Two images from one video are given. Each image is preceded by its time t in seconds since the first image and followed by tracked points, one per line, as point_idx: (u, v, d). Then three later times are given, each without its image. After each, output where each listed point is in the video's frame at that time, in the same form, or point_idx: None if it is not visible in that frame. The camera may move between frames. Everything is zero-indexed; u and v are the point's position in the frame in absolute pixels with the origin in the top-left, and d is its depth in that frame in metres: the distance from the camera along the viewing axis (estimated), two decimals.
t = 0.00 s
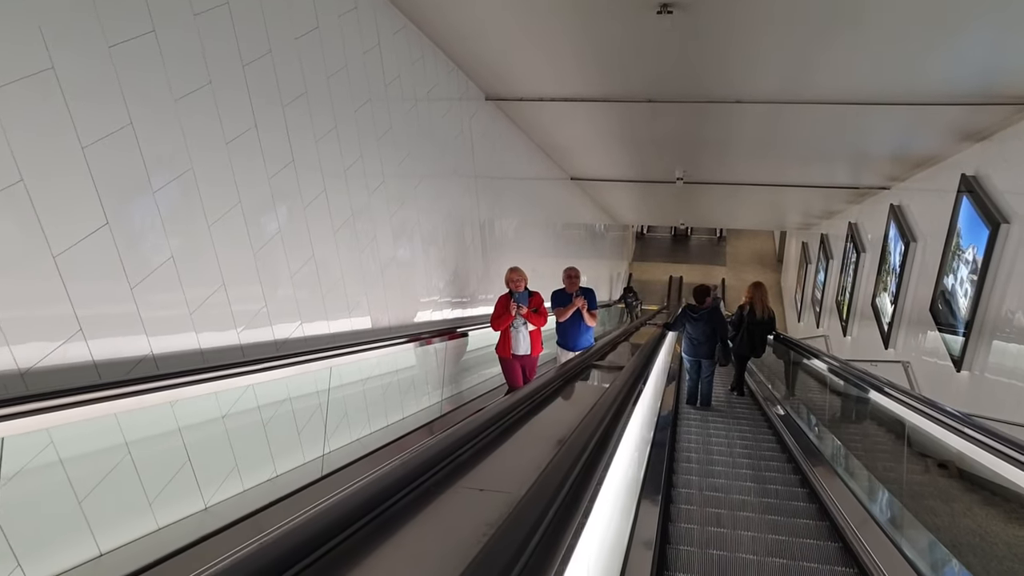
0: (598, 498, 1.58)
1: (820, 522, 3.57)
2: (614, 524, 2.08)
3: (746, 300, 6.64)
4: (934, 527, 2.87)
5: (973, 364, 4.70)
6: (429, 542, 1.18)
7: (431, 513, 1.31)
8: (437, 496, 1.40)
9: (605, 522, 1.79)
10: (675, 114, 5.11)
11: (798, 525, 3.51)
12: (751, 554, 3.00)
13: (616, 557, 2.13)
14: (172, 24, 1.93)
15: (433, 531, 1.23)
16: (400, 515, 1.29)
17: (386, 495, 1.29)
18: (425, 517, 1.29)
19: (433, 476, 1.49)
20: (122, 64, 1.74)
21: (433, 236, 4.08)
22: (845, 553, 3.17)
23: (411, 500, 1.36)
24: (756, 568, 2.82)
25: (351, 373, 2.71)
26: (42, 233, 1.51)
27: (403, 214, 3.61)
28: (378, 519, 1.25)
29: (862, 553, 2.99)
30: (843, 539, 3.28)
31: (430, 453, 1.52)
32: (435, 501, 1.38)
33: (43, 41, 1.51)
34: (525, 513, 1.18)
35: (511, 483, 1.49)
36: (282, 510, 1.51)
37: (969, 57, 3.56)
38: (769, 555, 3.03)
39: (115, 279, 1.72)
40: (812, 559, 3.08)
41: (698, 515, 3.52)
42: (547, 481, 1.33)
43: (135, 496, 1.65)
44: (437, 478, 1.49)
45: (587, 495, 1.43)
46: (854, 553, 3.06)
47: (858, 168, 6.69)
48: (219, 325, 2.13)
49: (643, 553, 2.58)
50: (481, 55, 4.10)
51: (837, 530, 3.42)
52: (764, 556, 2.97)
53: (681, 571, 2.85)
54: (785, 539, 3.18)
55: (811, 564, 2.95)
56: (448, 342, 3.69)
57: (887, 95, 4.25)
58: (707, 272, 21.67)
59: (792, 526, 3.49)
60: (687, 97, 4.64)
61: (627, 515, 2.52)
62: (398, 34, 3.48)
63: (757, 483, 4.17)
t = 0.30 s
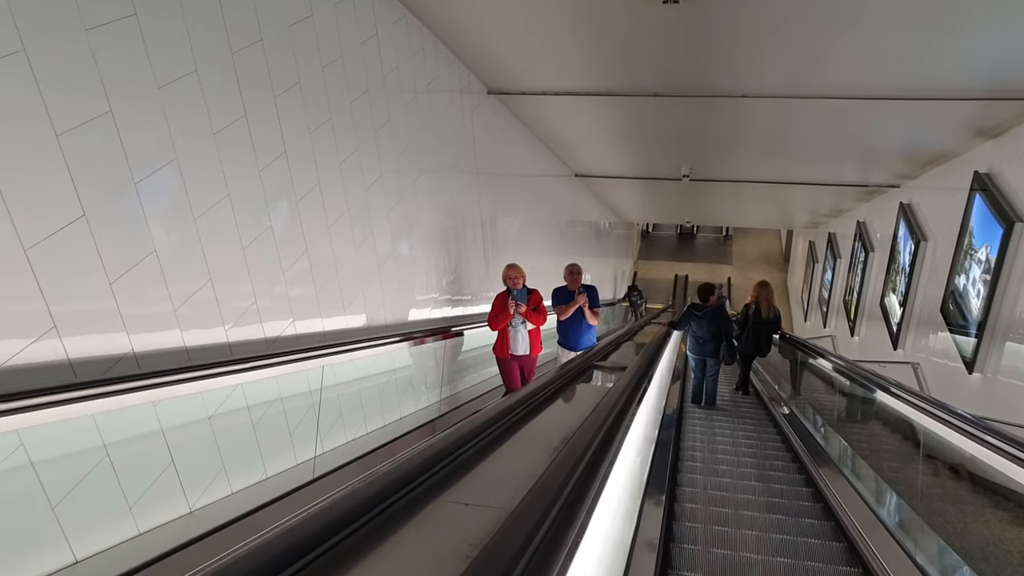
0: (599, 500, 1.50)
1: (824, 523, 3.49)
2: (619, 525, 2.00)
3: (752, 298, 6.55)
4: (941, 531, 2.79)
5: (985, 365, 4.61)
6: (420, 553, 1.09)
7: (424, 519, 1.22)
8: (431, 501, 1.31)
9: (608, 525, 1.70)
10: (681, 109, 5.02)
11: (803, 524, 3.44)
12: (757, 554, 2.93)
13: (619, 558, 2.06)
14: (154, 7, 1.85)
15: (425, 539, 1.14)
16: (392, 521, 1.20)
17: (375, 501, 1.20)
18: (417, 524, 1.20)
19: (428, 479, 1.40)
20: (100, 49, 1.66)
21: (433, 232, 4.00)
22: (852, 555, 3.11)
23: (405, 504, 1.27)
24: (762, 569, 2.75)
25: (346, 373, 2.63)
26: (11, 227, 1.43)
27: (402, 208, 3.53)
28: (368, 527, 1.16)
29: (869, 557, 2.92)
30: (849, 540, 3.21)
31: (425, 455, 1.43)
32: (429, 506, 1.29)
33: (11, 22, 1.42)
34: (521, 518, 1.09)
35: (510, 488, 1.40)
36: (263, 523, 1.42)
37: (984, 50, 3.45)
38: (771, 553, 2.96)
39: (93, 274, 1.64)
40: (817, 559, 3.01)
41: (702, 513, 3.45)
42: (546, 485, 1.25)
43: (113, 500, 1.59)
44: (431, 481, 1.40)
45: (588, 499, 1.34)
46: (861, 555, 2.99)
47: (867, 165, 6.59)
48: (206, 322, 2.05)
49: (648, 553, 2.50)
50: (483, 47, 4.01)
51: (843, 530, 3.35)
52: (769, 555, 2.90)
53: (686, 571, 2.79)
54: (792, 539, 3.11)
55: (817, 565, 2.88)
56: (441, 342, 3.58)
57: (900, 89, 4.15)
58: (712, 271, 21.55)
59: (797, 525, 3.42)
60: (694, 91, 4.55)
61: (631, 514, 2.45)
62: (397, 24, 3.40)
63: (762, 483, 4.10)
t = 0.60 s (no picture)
0: (603, 500, 1.42)
1: (831, 523, 3.42)
2: (623, 523, 1.94)
3: (761, 297, 6.46)
4: (950, 534, 2.71)
5: (1002, 369, 4.50)
6: (404, 564, 1.02)
7: (413, 526, 1.15)
8: (420, 506, 1.24)
9: (612, 524, 1.63)
10: (692, 102, 4.92)
11: (809, 524, 3.37)
12: (764, 553, 2.87)
13: (626, 554, 2.00)
14: None
15: (409, 549, 1.06)
16: (379, 528, 1.13)
17: (361, 505, 1.13)
18: (404, 532, 1.12)
19: (419, 482, 1.33)
20: (81, 27, 1.58)
21: (435, 225, 3.93)
22: (859, 558, 3.03)
23: (393, 509, 1.20)
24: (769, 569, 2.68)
25: (343, 368, 2.57)
26: None
27: (403, 200, 3.46)
28: (352, 535, 1.09)
29: (877, 561, 2.84)
30: (856, 541, 3.14)
31: (417, 456, 1.36)
32: (419, 511, 1.21)
33: None
34: (517, 522, 1.02)
35: (507, 492, 1.33)
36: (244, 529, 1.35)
37: (1006, 44, 3.35)
38: (777, 553, 2.89)
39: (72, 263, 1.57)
40: (821, 560, 2.95)
41: (707, 510, 3.38)
42: (546, 487, 1.17)
43: (94, 496, 1.53)
44: (423, 484, 1.33)
45: (592, 499, 1.27)
46: (868, 557, 2.92)
47: (881, 162, 6.48)
48: (195, 315, 1.98)
49: (653, 553, 2.42)
50: (489, 36, 3.93)
51: (849, 531, 3.28)
52: (776, 555, 2.84)
53: (693, 569, 2.72)
54: (797, 538, 3.05)
55: (822, 565, 2.82)
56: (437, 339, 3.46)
57: (916, 83, 4.04)
58: (722, 269, 21.41)
59: (803, 524, 3.35)
60: (705, 84, 4.45)
61: (636, 511, 2.37)
62: (400, 10, 3.32)
63: (768, 481, 4.02)
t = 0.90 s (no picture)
0: (608, 502, 1.35)
1: (842, 517, 3.37)
2: (633, 517, 1.87)
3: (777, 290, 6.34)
4: (966, 536, 2.63)
5: None
6: None
7: (382, 542, 1.08)
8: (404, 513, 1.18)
9: (621, 518, 1.56)
10: (709, 90, 4.81)
11: (820, 517, 3.30)
12: (774, 545, 2.80)
13: (633, 551, 1.94)
14: None
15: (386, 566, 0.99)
16: (341, 546, 1.06)
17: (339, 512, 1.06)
18: (375, 547, 1.06)
19: (395, 491, 1.26)
20: None
21: (442, 213, 3.85)
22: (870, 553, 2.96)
23: (361, 526, 1.13)
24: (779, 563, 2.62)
25: (346, 357, 2.51)
26: None
27: (409, 187, 3.38)
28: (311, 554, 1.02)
29: (889, 556, 2.77)
30: (867, 535, 3.07)
31: (397, 461, 1.29)
32: (391, 524, 1.14)
33: None
34: (503, 538, 0.94)
35: (494, 501, 1.26)
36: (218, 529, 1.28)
37: None
38: (787, 545, 2.83)
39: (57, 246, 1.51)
40: (832, 554, 2.88)
41: (716, 501, 3.31)
42: (537, 496, 1.10)
43: (80, 486, 1.43)
44: (408, 489, 1.27)
45: (592, 506, 1.19)
46: (880, 552, 2.85)
47: (903, 154, 6.33)
48: (189, 302, 1.92)
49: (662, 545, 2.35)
50: (502, 19, 3.84)
51: (861, 526, 3.20)
52: (787, 547, 2.77)
53: (701, 559, 2.66)
54: (808, 531, 2.98)
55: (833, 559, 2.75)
56: (435, 331, 3.31)
57: (941, 71, 3.92)
58: (738, 262, 21.21)
59: (814, 518, 3.28)
60: (723, 71, 4.34)
61: (645, 504, 2.30)
62: None
63: (780, 475, 3.95)
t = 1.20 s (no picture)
0: (620, 497, 1.27)
1: (859, 501, 3.30)
2: (649, 505, 1.81)
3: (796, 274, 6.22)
4: (991, 526, 2.53)
5: None
6: None
7: (386, 536, 1.02)
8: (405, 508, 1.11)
9: (636, 507, 1.50)
10: (727, 68, 4.69)
11: (838, 502, 3.23)
12: (791, 530, 2.74)
13: (649, 539, 1.87)
14: None
15: (385, 563, 0.93)
16: (339, 539, 1.00)
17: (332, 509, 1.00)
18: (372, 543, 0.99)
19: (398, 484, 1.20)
20: None
21: (452, 196, 3.77)
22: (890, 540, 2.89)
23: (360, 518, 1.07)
24: (797, 549, 2.55)
25: (353, 344, 2.46)
26: None
27: (417, 168, 3.30)
28: (307, 549, 0.96)
29: (910, 544, 2.70)
30: (886, 521, 3.00)
31: (394, 455, 1.22)
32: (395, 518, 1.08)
33: None
34: (495, 551, 0.86)
35: (499, 490, 1.19)
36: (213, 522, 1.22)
37: None
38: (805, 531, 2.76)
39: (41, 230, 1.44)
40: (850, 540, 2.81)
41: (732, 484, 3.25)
42: (536, 501, 1.01)
43: (66, 480, 1.37)
44: (409, 483, 1.20)
45: (599, 507, 1.11)
46: (900, 538, 2.78)
47: (928, 134, 6.17)
48: (185, 288, 1.85)
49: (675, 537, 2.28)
50: None
51: (879, 511, 3.13)
52: (804, 532, 2.71)
53: (718, 543, 2.59)
54: (826, 516, 2.91)
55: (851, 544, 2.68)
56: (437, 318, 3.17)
57: (969, 47, 3.78)
58: (756, 246, 21.00)
59: (832, 503, 3.21)
60: (741, 49, 4.22)
61: (661, 489, 2.22)
62: None
63: (797, 459, 3.87)
